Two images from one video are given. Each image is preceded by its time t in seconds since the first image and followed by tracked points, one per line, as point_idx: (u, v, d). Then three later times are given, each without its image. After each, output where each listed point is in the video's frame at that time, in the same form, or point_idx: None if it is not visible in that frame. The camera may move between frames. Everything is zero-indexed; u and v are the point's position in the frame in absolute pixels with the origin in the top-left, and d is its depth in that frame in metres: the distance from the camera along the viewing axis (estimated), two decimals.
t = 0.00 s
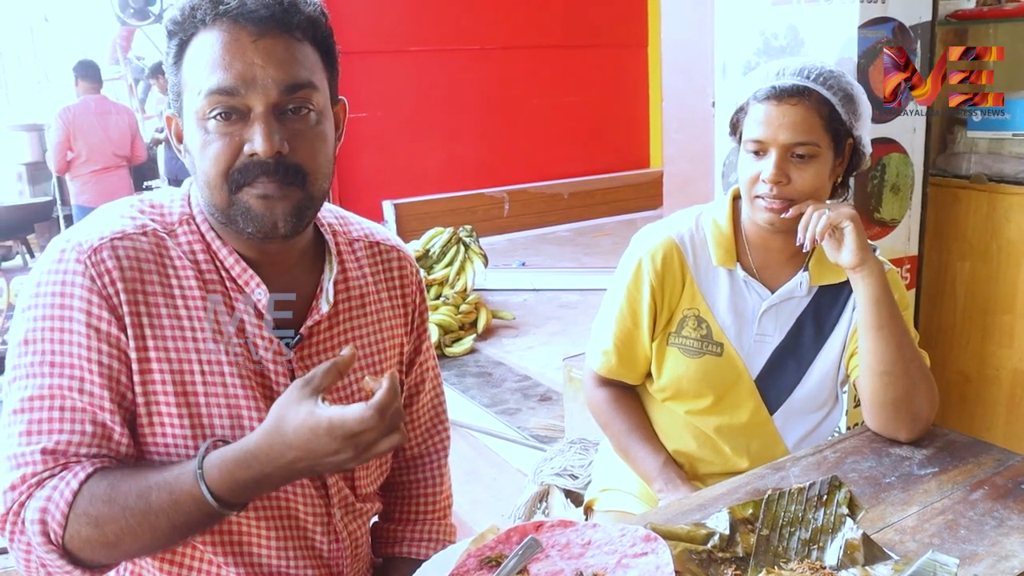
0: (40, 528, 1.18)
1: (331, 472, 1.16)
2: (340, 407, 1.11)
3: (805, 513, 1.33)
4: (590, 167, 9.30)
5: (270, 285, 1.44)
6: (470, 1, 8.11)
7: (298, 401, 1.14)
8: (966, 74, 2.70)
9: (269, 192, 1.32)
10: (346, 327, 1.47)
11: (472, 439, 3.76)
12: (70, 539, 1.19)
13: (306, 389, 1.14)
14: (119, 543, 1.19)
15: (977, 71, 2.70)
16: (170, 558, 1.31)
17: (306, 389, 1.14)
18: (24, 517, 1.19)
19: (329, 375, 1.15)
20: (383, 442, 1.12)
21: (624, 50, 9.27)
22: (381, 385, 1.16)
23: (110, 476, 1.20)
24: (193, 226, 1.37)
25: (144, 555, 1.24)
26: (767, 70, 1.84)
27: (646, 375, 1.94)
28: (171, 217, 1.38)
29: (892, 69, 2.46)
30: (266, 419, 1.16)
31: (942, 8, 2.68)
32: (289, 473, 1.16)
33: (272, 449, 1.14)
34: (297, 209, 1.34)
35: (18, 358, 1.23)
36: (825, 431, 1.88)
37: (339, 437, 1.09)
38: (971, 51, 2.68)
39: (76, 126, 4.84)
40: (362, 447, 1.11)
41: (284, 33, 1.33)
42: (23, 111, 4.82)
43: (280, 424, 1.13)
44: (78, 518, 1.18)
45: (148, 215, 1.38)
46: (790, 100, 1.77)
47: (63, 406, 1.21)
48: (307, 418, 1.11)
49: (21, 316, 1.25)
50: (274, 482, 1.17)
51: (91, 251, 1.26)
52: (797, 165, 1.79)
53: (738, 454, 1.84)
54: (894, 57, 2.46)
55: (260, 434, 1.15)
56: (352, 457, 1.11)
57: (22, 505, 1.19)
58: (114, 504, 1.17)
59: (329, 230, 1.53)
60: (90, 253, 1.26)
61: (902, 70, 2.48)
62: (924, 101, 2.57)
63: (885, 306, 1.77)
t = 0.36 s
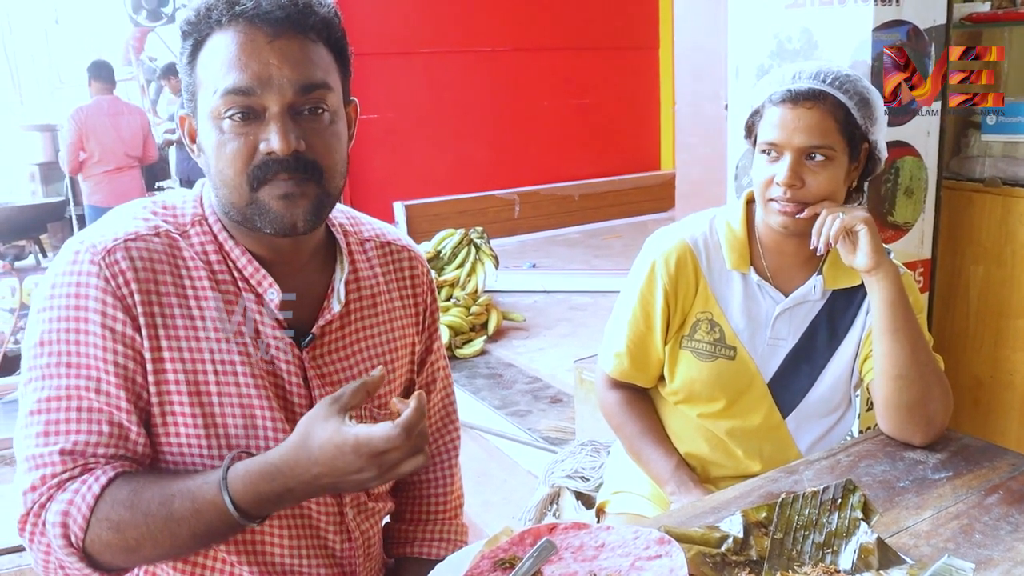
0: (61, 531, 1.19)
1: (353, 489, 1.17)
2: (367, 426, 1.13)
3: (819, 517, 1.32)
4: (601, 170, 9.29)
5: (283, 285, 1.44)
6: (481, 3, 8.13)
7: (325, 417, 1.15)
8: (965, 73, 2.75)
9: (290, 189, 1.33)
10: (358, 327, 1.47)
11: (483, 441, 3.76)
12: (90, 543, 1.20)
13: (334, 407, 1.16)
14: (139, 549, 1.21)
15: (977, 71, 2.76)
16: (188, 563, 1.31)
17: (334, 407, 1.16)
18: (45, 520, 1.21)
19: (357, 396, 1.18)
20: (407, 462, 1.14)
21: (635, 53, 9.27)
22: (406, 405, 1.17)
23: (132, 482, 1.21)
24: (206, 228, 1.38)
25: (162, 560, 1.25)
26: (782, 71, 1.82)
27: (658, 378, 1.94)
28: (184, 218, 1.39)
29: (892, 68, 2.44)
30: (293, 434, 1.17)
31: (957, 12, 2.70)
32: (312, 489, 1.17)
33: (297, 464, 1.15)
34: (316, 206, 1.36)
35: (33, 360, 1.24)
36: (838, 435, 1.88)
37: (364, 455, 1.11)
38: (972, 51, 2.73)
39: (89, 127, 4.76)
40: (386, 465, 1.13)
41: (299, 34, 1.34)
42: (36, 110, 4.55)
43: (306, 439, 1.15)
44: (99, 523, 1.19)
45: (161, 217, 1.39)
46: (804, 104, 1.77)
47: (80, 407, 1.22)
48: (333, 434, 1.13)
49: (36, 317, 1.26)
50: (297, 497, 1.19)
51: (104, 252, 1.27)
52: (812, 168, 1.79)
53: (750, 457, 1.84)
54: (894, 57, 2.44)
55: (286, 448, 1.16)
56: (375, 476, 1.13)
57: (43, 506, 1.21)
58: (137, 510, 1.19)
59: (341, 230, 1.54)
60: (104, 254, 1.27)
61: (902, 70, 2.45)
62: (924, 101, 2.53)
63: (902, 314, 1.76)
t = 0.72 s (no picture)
0: (79, 533, 1.21)
1: (370, 495, 1.20)
2: (386, 433, 1.15)
3: (827, 519, 1.32)
4: (608, 172, 9.29)
5: (290, 285, 1.44)
6: (489, 5, 8.14)
7: (345, 424, 1.18)
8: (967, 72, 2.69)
9: (302, 190, 1.33)
10: (366, 327, 1.48)
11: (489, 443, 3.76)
12: (108, 544, 1.21)
13: (354, 413, 1.18)
14: (156, 550, 1.22)
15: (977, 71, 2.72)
16: (202, 565, 1.32)
17: (355, 413, 1.18)
18: (62, 521, 1.22)
19: (378, 403, 1.19)
20: (424, 470, 1.16)
21: (642, 55, 9.27)
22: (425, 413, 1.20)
23: (150, 484, 1.23)
24: (215, 228, 1.39)
25: (177, 561, 1.26)
26: (789, 75, 1.82)
27: (666, 379, 1.94)
28: (194, 219, 1.40)
29: (892, 68, 2.42)
30: (313, 439, 1.20)
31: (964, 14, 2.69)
32: (330, 494, 1.20)
33: (316, 469, 1.18)
34: (326, 208, 1.36)
35: (46, 361, 1.25)
36: (846, 438, 1.88)
37: (383, 462, 1.14)
38: (972, 51, 2.67)
39: (96, 128, 4.77)
40: (403, 473, 1.15)
41: (312, 35, 1.35)
42: (44, 111, 4.47)
43: (326, 445, 1.17)
44: (117, 524, 1.20)
45: (170, 218, 1.39)
46: (811, 106, 1.77)
47: (94, 407, 1.23)
48: (353, 441, 1.15)
49: (48, 318, 1.27)
50: (314, 502, 1.21)
51: (116, 254, 1.28)
52: (818, 170, 1.79)
53: (758, 459, 1.85)
54: (893, 57, 2.42)
55: (306, 453, 1.19)
56: (394, 483, 1.16)
57: (60, 507, 1.22)
58: (155, 512, 1.20)
59: (349, 231, 1.54)
60: (115, 255, 1.28)
61: (902, 70, 2.43)
62: (924, 101, 2.49)
63: (910, 317, 1.76)
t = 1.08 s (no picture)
0: (87, 535, 1.21)
1: (377, 498, 1.20)
2: (395, 437, 1.15)
3: (830, 521, 1.32)
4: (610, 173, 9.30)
5: (293, 286, 1.45)
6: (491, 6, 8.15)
7: (354, 428, 1.18)
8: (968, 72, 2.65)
9: (311, 185, 1.34)
10: (369, 329, 1.48)
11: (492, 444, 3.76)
12: (115, 546, 1.22)
13: (363, 418, 1.19)
14: (163, 552, 1.23)
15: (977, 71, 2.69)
16: (206, 566, 1.32)
17: (363, 418, 1.18)
18: (70, 523, 1.23)
19: (386, 407, 1.19)
20: (432, 474, 1.16)
21: (645, 56, 9.28)
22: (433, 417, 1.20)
23: (157, 487, 1.23)
24: (219, 230, 1.40)
25: (184, 564, 1.27)
26: (792, 77, 1.82)
27: (669, 381, 1.95)
28: (197, 221, 1.41)
29: (892, 68, 2.41)
30: (321, 442, 1.20)
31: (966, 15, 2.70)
32: (338, 497, 1.20)
33: (324, 473, 1.19)
34: (336, 198, 1.36)
35: (51, 363, 1.25)
36: (848, 440, 1.88)
37: (391, 467, 1.14)
38: (973, 51, 2.65)
39: (99, 129, 4.73)
40: (411, 477, 1.15)
41: (317, 35, 1.35)
42: (47, 113, 4.47)
43: (335, 448, 1.18)
44: (125, 527, 1.21)
45: (174, 219, 1.40)
46: (815, 109, 1.78)
47: (100, 409, 1.24)
48: (362, 445, 1.15)
49: (52, 319, 1.28)
50: (322, 505, 1.22)
51: (120, 255, 1.29)
52: (821, 172, 1.79)
53: (761, 461, 1.85)
54: (894, 57, 2.41)
55: (314, 456, 1.19)
56: (402, 486, 1.16)
57: (67, 509, 1.22)
58: (162, 514, 1.21)
59: (352, 232, 1.55)
60: (120, 257, 1.28)
61: (902, 70, 2.42)
62: (924, 101, 2.48)
63: (913, 320, 1.76)
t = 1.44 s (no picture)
0: (90, 538, 1.22)
1: (381, 501, 1.21)
2: (399, 440, 1.16)
3: (833, 523, 1.32)
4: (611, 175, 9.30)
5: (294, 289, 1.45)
6: (492, 8, 8.16)
7: (357, 431, 1.18)
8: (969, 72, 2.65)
9: (314, 184, 1.34)
10: (370, 331, 1.48)
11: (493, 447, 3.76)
12: (118, 550, 1.22)
13: (366, 421, 1.19)
14: (165, 556, 1.23)
15: (977, 71, 2.69)
16: (208, 569, 1.32)
17: (367, 421, 1.19)
18: (72, 526, 1.23)
19: (390, 411, 1.20)
20: (435, 477, 1.17)
21: (646, 58, 9.28)
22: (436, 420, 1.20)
23: (159, 490, 1.23)
24: (220, 233, 1.40)
25: (187, 568, 1.27)
26: (794, 80, 1.82)
27: (670, 384, 1.95)
28: (198, 223, 1.41)
29: (892, 68, 2.40)
30: (325, 445, 1.20)
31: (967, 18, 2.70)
32: (342, 501, 1.20)
33: (327, 476, 1.19)
34: (338, 206, 1.36)
35: (51, 367, 1.25)
36: (850, 442, 1.88)
37: (395, 470, 1.14)
38: (973, 51, 2.64)
39: (98, 131, 4.69)
40: (415, 480, 1.16)
41: (318, 35, 1.36)
42: (50, 116, 4.50)
43: (338, 452, 1.18)
44: (128, 530, 1.21)
45: (175, 223, 1.40)
46: (817, 112, 1.78)
47: (102, 412, 1.24)
48: (365, 449, 1.16)
49: (52, 322, 1.28)
50: (325, 509, 1.22)
51: (122, 258, 1.29)
52: (823, 175, 1.79)
53: (763, 464, 1.85)
54: (893, 57, 2.41)
55: (318, 460, 1.19)
56: (405, 490, 1.16)
57: (70, 512, 1.23)
58: (165, 518, 1.21)
59: (352, 236, 1.55)
60: (121, 260, 1.29)
61: (902, 70, 2.41)
62: (924, 101, 2.47)
63: (914, 322, 1.76)
